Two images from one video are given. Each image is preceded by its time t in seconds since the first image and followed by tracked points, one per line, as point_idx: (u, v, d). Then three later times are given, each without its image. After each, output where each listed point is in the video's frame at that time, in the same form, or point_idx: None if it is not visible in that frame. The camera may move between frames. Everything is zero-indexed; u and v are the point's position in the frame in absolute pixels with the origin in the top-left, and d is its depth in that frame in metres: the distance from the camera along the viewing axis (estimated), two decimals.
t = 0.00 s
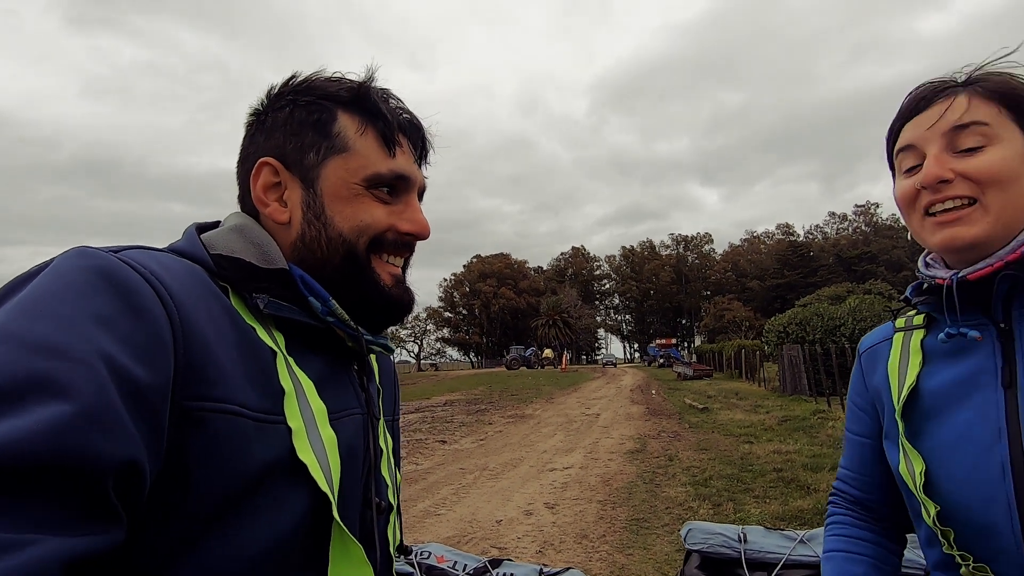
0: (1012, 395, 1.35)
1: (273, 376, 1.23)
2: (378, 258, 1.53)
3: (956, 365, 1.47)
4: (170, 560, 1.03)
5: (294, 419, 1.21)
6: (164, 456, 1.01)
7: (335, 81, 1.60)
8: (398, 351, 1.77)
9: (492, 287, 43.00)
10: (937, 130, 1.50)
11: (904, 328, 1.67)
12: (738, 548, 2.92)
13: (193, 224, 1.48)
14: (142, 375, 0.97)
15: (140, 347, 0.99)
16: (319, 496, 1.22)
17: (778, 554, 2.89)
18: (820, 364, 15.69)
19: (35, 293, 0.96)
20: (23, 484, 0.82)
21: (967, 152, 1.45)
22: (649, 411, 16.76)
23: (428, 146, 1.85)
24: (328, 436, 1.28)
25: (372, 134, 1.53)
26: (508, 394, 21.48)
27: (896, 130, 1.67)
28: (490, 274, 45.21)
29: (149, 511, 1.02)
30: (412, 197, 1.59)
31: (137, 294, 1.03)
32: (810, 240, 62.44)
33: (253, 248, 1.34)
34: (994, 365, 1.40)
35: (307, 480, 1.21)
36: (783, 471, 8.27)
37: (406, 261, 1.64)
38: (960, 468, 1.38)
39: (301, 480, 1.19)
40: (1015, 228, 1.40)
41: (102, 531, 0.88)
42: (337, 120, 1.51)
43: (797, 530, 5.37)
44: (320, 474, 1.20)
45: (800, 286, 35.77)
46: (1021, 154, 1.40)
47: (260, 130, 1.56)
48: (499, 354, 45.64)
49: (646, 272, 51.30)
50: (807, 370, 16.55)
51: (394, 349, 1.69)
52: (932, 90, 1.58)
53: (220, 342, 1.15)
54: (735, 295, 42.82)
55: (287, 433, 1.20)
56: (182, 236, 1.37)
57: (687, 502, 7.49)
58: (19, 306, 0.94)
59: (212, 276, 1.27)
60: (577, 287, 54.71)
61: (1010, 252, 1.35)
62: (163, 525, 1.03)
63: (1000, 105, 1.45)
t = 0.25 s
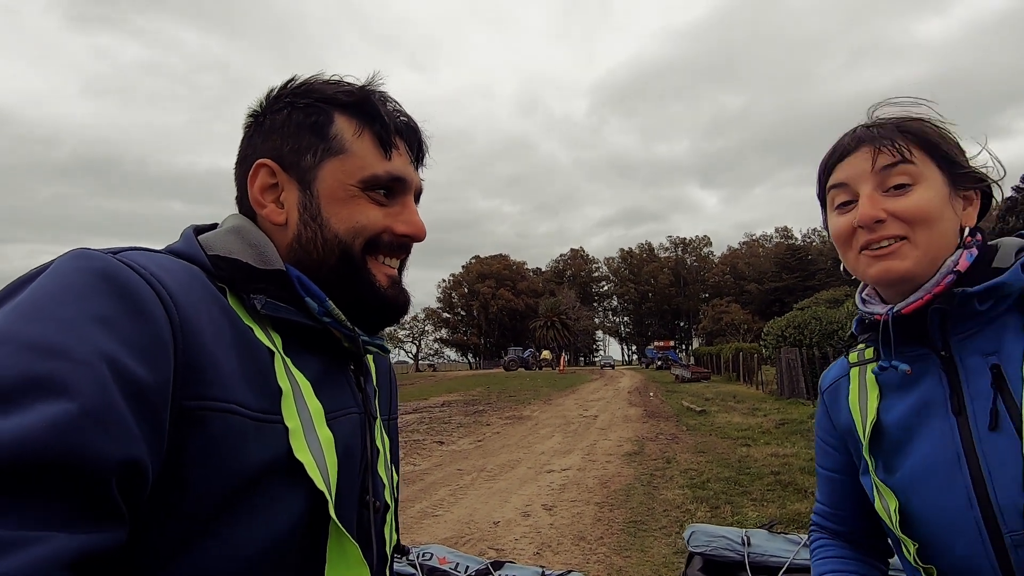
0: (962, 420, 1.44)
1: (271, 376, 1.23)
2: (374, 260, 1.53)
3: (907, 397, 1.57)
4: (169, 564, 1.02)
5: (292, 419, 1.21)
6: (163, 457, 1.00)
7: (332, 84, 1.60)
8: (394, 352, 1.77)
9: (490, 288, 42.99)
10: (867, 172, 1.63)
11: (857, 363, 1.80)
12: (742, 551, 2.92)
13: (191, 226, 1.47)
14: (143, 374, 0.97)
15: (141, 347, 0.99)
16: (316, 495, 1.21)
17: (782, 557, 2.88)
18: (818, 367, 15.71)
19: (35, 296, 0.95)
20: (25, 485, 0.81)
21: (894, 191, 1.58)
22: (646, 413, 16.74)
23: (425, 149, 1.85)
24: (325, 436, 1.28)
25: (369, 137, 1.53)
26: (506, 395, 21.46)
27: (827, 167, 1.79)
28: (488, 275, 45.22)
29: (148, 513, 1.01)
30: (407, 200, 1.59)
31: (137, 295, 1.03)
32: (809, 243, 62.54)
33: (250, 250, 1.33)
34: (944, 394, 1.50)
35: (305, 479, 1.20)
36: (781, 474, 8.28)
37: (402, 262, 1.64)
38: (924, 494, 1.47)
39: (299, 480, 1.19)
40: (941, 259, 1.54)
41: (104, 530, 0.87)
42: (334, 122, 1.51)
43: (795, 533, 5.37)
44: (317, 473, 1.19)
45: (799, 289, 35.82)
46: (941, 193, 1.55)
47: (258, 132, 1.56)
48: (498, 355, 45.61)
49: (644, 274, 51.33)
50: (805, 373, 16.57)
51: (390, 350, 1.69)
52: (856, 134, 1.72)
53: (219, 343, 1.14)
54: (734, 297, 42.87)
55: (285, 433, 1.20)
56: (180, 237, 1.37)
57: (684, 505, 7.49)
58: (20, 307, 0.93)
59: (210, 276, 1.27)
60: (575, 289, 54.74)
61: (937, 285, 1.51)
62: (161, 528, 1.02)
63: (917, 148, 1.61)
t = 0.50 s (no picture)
0: (934, 443, 1.63)
1: (267, 378, 1.19)
2: (375, 261, 1.49)
3: (884, 422, 1.77)
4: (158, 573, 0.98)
5: (288, 422, 1.17)
6: (153, 462, 0.96)
7: (336, 84, 1.56)
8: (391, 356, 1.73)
9: (489, 288, 42.95)
10: (816, 211, 1.88)
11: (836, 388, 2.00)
12: (752, 555, 2.89)
13: (186, 226, 1.43)
14: (131, 376, 0.93)
15: (130, 348, 0.95)
16: (311, 500, 1.17)
17: (793, 562, 2.84)
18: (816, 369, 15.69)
19: (19, 295, 0.91)
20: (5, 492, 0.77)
21: (843, 227, 1.84)
22: (645, 414, 16.69)
23: (428, 151, 1.81)
24: (321, 439, 1.24)
25: (372, 137, 1.50)
26: (504, 395, 21.42)
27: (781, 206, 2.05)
28: (487, 274, 45.20)
29: (135, 521, 0.97)
30: (410, 202, 1.55)
31: (127, 295, 0.99)
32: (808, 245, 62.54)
33: (246, 251, 1.30)
34: (916, 417, 1.70)
35: (300, 484, 1.16)
36: (780, 476, 8.25)
37: (404, 264, 1.61)
38: (910, 521, 1.65)
39: (294, 484, 1.15)
40: (893, 284, 1.78)
41: (89, 539, 0.83)
42: (337, 122, 1.47)
43: (794, 535, 5.34)
44: (313, 478, 1.15)
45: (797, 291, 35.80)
46: (883, 225, 1.81)
47: (259, 130, 1.52)
48: (496, 354, 45.55)
49: (643, 275, 51.30)
50: (803, 374, 16.54)
51: (388, 353, 1.66)
52: (800, 176, 1.99)
53: (213, 345, 1.11)
54: (733, 298, 42.85)
55: (280, 436, 1.16)
56: (174, 237, 1.33)
57: (683, 506, 7.46)
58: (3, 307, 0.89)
59: (204, 277, 1.23)
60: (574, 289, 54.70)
61: (895, 312, 1.72)
62: (149, 536, 0.98)
63: (857, 186, 1.87)
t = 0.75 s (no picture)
0: (925, 448, 1.68)
1: (290, 381, 1.22)
2: (396, 260, 1.52)
3: (879, 429, 1.82)
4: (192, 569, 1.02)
5: (310, 424, 1.20)
6: (185, 460, 0.99)
7: (358, 90, 1.60)
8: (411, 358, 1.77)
9: (486, 288, 43.01)
10: (815, 226, 1.93)
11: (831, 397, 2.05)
12: (753, 557, 2.93)
13: (214, 230, 1.47)
14: (165, 377, 0.96)
15: (163, 349, 0.98)
16: (333, 502, 1.20)
17: (793, 564, 2.88)
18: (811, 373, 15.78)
19: (59, 298, 0.95)
20: (49, 488, 0.80)
21: (840, 240, 1.88)
22: (640, 416, 16.76)
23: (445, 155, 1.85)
24: (342, 442, 1.27)
25: (393, 140, 1.53)
26: (500, 396, 21.46)
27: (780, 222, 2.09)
28: (484, 275, 45.24)
29: (169, 518, 1.00)
30: (430, 202, 1.59)
31: (160, 298, 1.02)
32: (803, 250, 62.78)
33: (272, 255, 1.33)
34: (909, 424, 1.75)
35: (322, 486, 1.19)
36: (774, 480, 8.31)
37: (423, 264, 1.64)
38: (905, 525, 1.69)
39: (315, 486, 1.18)
40: (889, 297, 1.83)
41: (129, 533, 0.86)
42: (360, 125, 1.51)
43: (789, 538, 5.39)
44: (334, 479, 1.18)
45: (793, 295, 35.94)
46: (880, 239, 1.86)
47: (284, 134, 1.56)
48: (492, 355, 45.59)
49: (640, 277, 51.42)
50: (798, 378, 16.62)
51: (410, 355, 1.67)
52: (798, 193, 2.03)
53: (241, 346, 1.14)
54: (728, 302, 42.99)
55: (302, 437, 1.19)
56: (203, 241, 1.36)
57: (678, 508, 7.51)
58: (43, 309, 0.93)
59: (232, 281, 1.27)
60: (570, 291, 54.79)
61: (889, 322, 1.79)
62: (183, 533, 1.01)
63: (853, 201, 1.92)
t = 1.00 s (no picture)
0: (901, 444, 1.69)
1: (263, 373, 1.20)
2: (382, 249, 1.50)
3: (859, 431, 1.83)
4: (161, 561, 1.00)
5: (282, 418, 1.18)
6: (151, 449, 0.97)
7: (350, 80, 1.60)
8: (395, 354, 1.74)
9: (480, 286, 42.98)
10: (785, 233, 1.96)
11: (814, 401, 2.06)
12: (737, 555, 2.93)
13: (193, 215, 1.44)
14: (129, 362, 0.93)
15: (129, 334, 0.96)
16: (304, 498, 1.17)
17: (778, 563, 2.88)
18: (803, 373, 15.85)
19: (21, 277, 0.92)
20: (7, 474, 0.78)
21: (810, 246, 1.91)
22: (633, 415, 16.78)
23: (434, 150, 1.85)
24: (315, 438, 1.24)
25: (384, 129, 1.52)
26: (493, 394, 21.46)
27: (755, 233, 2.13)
28: (478, 273, 45.21)
29: (135, 508, 0.99)
30: (419, 194, 1.57)
31: (126, 281, 0.99)
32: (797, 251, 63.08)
33: (252, 243, 1.30)
34: (886, 422, 1.76)
35: (293, 482, 1.16)
36: (764, 479, 8.34)
37: (409, 256, 1.62)
38: (886, 524, 1.69)
39: (287, 482, 1.15)
40: (860, 300, 1.84)
41: (89, 522, 0.84)
42: (352, 112, 1.50)
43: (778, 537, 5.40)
44: (305, 474, 1.16)
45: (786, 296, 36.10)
46: (848, 243, 1.88)
47: (273, 118, 1.54)
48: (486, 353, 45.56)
49: (634, 277, 51.51)
50: (790, 379, 16.70)
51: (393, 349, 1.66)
52: (770, 205, 2.08)
53: (211, 334, 1.11)
54: (722, 302, 43.13)
55: (275, 431, 1.16)
56: (180, 226, 1.33)
57: (668, 507, 7.52)
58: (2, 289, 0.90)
59: (207, 268, 1.24)
60: (565, 289, 54.84)
61: (862, 323, 1.78)
62: (150, 525, 1.00)
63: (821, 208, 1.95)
